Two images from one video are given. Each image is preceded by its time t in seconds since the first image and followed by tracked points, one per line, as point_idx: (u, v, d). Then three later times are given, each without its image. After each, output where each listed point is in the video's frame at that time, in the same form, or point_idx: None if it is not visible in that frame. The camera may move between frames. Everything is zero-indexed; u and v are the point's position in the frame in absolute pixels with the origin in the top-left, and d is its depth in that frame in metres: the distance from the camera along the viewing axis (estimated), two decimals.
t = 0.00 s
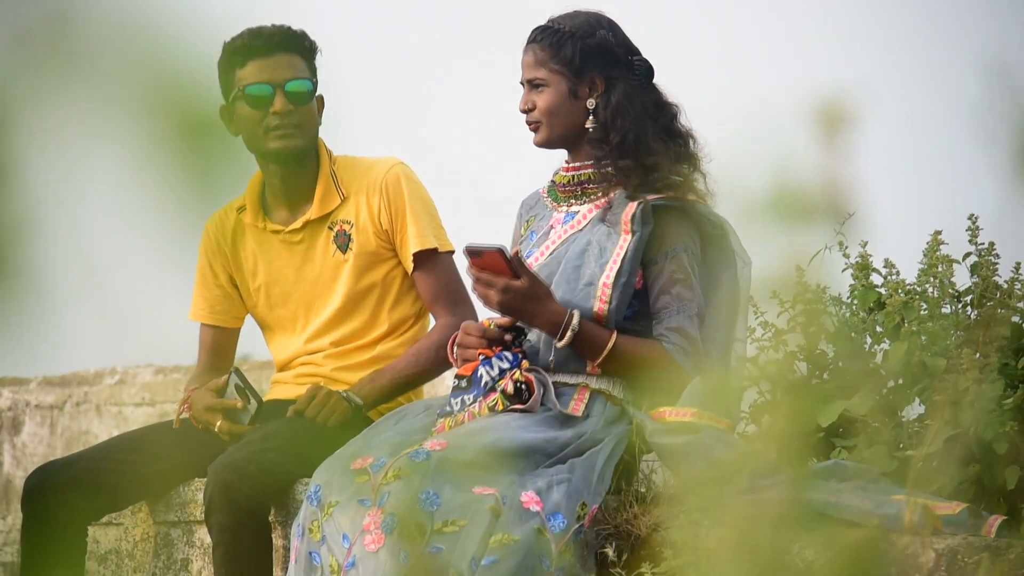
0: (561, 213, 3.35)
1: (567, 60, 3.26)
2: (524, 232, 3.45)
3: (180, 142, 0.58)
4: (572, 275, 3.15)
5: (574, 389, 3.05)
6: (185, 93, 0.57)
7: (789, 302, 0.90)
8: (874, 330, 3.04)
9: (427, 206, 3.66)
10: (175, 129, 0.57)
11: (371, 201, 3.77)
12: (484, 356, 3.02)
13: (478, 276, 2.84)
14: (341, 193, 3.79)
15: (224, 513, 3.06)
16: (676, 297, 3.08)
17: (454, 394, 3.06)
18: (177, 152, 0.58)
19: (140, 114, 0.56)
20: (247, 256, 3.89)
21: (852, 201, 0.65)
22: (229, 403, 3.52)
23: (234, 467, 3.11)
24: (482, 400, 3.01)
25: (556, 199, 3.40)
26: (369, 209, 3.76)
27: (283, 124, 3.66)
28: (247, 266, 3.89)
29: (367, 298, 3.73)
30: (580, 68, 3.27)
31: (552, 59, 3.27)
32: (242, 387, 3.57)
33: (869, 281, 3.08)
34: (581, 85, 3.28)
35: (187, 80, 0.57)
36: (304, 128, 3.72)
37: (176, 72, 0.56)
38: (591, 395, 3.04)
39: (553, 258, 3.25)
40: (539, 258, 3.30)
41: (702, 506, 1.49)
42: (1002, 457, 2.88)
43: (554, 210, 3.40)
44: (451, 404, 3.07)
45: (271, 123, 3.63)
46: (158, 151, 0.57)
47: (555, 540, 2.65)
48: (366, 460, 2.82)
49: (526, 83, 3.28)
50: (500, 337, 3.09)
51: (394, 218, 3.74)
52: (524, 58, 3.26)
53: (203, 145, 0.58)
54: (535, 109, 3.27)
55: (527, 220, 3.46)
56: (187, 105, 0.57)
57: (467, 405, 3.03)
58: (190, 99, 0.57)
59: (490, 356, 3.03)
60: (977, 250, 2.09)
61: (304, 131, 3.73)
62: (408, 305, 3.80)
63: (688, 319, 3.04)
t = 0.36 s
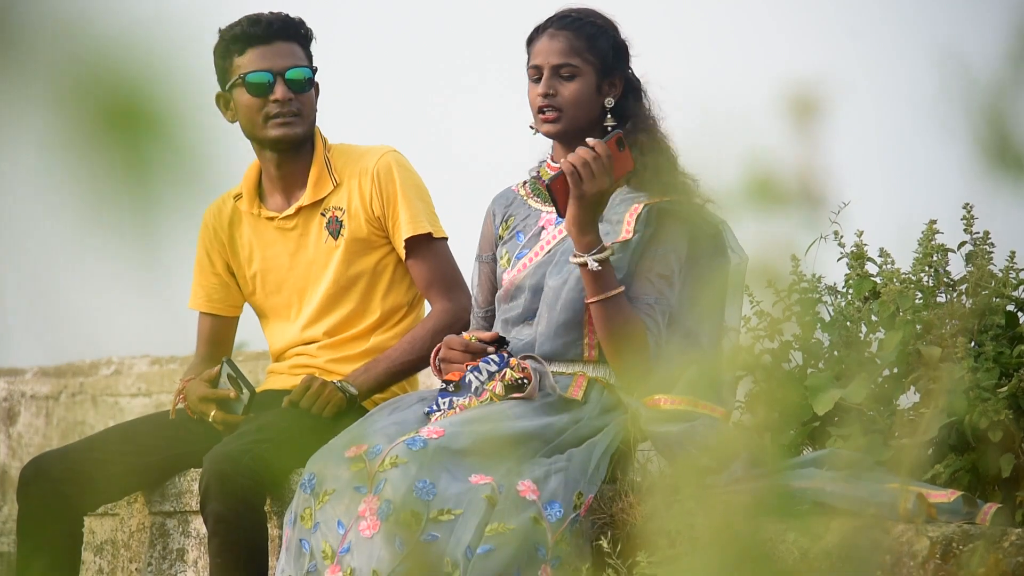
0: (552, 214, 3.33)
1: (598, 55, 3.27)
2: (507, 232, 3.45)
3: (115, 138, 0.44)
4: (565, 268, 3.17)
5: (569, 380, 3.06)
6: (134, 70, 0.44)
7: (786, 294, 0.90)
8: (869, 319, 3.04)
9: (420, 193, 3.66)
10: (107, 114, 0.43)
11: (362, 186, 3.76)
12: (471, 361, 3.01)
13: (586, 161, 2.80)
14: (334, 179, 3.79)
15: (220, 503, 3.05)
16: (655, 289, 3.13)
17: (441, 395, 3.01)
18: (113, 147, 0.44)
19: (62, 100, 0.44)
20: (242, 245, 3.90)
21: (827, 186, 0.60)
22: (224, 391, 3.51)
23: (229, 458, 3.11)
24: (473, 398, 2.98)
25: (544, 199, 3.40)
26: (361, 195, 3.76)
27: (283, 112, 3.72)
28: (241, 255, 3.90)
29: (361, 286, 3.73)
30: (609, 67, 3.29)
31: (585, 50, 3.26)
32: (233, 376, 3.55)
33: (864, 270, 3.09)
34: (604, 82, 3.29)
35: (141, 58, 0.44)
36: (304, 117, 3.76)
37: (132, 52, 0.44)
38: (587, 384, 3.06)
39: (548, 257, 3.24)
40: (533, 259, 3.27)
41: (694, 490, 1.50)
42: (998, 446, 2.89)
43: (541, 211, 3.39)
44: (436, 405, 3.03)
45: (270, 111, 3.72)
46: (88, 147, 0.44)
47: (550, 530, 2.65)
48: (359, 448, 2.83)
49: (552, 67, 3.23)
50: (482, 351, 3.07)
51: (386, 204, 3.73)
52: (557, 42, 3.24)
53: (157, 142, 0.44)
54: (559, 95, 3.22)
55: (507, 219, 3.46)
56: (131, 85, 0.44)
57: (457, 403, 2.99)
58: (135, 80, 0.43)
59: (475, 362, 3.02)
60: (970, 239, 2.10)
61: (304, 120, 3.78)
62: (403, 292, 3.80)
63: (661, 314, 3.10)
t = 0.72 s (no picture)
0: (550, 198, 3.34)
1: (573, 53, 3.24)
2: (518, 219, 3.45)
3: (59, 141, 0.46)
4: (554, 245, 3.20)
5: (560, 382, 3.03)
6: (87, 80, 0.45)
7: (780, 297, 0.90)
8: (863, 320, 3.03)
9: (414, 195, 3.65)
10: (54, 120, 0.45)
11: (356, 187, 3.76)
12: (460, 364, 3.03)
13: (573, 104, 3.14)
14: (328, 179, 3.79)
15: (214, 505, 3.05)
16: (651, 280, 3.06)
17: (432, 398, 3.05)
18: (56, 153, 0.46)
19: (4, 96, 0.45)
20: (236, 246, 3.90)
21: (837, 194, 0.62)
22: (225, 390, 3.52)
23: (223, 460, 3.11)
24: (462, 402, 2.99)
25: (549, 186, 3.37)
26: (355, 196, 3.75)
27: (280, 114, 3.76)
28: (235, 256, 3.90)
29: (355, 287, 3.73)
30: (587, 62, 3.25)
31: (556, 53, 3.23)
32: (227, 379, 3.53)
33: (858, 271, 3.10)
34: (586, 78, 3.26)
35: (90, 62, 0.46)
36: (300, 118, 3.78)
37: (85, 65, 0.45)
38: (578, 387, 3.02)
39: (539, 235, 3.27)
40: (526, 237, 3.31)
41: (684, 499, 1.49)
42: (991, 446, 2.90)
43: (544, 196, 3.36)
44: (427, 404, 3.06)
45: (264, 112, 3.76)
46: (33, 146, 0.46)
47: (544, 532, 2.65)
48: (354, 454, 2.82)
49: (528, 75, 3.22)
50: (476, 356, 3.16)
51: (380, 205, 3.73)
52: (527, 49, 3.22)
53: (100, 153, 0.46)
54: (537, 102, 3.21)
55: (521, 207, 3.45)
56: (80, 95, 0.45)
57: (446, 406, 3.01)
58: (84, 92, 0.45)
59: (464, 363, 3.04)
60: (964, 241, 2.10)
61: (299, 121, 3.79)
62: (398, 293, 3.80)
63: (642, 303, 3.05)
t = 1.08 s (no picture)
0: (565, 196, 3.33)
1: (571, 52, 3.20)
2: (521, 215, 3.47)
3: None
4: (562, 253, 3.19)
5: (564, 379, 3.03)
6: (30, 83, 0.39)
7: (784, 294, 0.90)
8: (865, 318, 3.03)
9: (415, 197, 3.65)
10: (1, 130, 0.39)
11: (358, 189, 3.76)
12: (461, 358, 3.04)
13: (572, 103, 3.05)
14: (330, 181, 3.79)
15: (214, 503, 3.05)
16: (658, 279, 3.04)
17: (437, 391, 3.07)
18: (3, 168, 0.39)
19: None
20: (239, 247, 3.89)
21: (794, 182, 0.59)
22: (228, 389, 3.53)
23: (224, 458, 3.11)
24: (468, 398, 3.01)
25: (558, 183, 3.43)
26: (356, 198, 3.75)
27: (271, 116, 3.76)
28: (238, 258, 3.90)
29: (357, 288, 3.73)
30: (586, 61, 3.21)
31: (554, 54, 3.20)
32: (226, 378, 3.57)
33: (860, 269, 3.10)
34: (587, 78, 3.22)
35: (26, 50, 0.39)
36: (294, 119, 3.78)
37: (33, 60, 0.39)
38: (582, 383, 3.02)
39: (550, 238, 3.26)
40: (538, 238, 3.29)
41: (689, 493, 1.49)
42: (993, 444, 2.89)
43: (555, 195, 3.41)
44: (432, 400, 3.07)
45: (257, 116, 3.75)
46: None
47: (545, 530, 2.66)
48: (354, 449, 2.82)
49: (530, 80, 3.21)
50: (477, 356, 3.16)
51: (381, 206, 3.73)
52: (525, 55, 3.20)
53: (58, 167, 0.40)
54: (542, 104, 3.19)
55: (523, 203, 3.48)
56: (30, 102, 0.39)
57: (450, 403, 3.03)
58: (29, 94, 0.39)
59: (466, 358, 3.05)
60: (963, 240, 2.10)
61: (292, 121, 3.79)
62: (400, 294, 3.80)
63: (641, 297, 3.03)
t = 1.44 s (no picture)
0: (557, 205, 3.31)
1: (555, 49, 3.20)
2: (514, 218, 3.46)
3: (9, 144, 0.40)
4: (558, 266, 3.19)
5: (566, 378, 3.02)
6: (36, 76, 0.39)
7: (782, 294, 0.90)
8: (867, 318, 3.04)
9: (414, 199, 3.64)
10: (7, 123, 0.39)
11: (356, 190, 3.75)
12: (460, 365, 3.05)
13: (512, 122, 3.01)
14: (329, 181, 3.78)
15: (216, 504, 3.05)
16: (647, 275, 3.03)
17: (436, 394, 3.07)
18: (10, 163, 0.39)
19: None
20: (239, 246, 3.90)
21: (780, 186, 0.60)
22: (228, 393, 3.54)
23: (226, 459, 3.11)
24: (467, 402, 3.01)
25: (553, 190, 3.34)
26: (355, 199, 3.74)
27: (265, 115, 3.77)
28: (237, 256, 3.91)
29: (357, 289, 3.73)
30: (567, 60, 3.19)
31: (541, 47, 3.21)
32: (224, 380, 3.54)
33: (861, 270, 3.09)
34: (566, 76, 3.21)
35: (39, 54, 0.39)
36: (288, 119, 3.79)
37: (41, 55, 0.39)
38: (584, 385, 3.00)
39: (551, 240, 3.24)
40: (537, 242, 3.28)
41: (687, 492, 1.49)
42: (994, 444, 2.89)
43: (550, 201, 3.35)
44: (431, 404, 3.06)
45: (251, 114, 3.75)
46: None
47: (549, 532, 2.67)
48: (359, 449, 2.83)
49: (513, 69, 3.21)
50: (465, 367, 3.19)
51: (381, 207, 3.73)
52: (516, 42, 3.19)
53: (66, 161, 0.40)
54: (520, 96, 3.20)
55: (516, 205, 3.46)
56: (39, 101, 0.40)
57: (451, 406, 3.03)
58: (37, 88, 0.40)
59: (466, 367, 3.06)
60: (965, 239, 2.10)
61: (287, 121, 3.80)
62: (399, 294, 3.80)
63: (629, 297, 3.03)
